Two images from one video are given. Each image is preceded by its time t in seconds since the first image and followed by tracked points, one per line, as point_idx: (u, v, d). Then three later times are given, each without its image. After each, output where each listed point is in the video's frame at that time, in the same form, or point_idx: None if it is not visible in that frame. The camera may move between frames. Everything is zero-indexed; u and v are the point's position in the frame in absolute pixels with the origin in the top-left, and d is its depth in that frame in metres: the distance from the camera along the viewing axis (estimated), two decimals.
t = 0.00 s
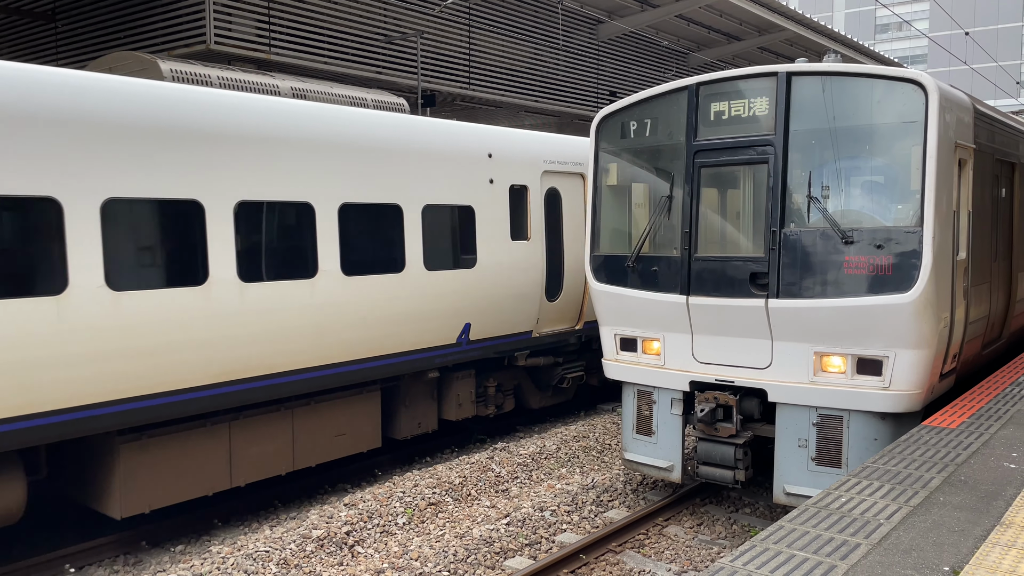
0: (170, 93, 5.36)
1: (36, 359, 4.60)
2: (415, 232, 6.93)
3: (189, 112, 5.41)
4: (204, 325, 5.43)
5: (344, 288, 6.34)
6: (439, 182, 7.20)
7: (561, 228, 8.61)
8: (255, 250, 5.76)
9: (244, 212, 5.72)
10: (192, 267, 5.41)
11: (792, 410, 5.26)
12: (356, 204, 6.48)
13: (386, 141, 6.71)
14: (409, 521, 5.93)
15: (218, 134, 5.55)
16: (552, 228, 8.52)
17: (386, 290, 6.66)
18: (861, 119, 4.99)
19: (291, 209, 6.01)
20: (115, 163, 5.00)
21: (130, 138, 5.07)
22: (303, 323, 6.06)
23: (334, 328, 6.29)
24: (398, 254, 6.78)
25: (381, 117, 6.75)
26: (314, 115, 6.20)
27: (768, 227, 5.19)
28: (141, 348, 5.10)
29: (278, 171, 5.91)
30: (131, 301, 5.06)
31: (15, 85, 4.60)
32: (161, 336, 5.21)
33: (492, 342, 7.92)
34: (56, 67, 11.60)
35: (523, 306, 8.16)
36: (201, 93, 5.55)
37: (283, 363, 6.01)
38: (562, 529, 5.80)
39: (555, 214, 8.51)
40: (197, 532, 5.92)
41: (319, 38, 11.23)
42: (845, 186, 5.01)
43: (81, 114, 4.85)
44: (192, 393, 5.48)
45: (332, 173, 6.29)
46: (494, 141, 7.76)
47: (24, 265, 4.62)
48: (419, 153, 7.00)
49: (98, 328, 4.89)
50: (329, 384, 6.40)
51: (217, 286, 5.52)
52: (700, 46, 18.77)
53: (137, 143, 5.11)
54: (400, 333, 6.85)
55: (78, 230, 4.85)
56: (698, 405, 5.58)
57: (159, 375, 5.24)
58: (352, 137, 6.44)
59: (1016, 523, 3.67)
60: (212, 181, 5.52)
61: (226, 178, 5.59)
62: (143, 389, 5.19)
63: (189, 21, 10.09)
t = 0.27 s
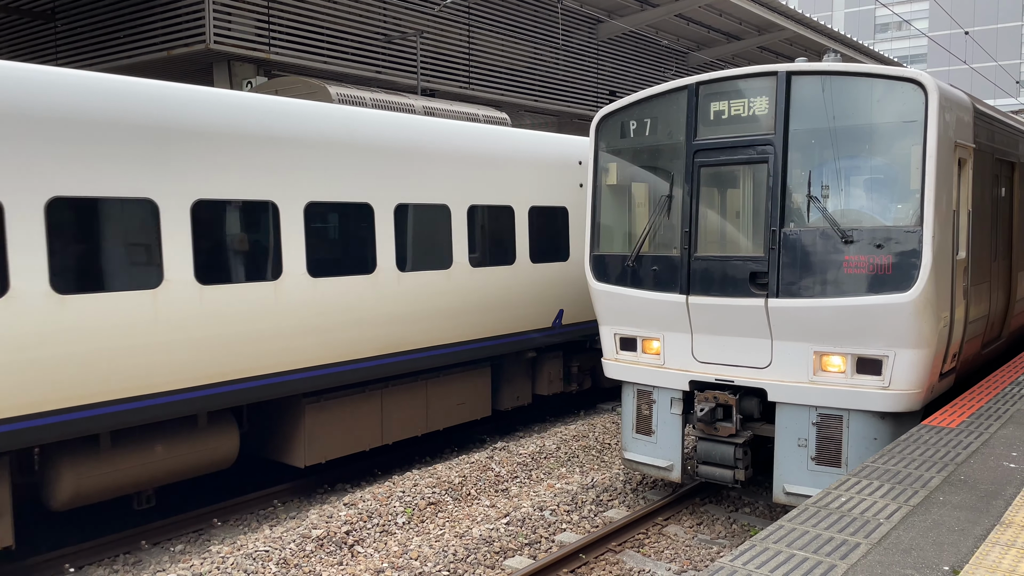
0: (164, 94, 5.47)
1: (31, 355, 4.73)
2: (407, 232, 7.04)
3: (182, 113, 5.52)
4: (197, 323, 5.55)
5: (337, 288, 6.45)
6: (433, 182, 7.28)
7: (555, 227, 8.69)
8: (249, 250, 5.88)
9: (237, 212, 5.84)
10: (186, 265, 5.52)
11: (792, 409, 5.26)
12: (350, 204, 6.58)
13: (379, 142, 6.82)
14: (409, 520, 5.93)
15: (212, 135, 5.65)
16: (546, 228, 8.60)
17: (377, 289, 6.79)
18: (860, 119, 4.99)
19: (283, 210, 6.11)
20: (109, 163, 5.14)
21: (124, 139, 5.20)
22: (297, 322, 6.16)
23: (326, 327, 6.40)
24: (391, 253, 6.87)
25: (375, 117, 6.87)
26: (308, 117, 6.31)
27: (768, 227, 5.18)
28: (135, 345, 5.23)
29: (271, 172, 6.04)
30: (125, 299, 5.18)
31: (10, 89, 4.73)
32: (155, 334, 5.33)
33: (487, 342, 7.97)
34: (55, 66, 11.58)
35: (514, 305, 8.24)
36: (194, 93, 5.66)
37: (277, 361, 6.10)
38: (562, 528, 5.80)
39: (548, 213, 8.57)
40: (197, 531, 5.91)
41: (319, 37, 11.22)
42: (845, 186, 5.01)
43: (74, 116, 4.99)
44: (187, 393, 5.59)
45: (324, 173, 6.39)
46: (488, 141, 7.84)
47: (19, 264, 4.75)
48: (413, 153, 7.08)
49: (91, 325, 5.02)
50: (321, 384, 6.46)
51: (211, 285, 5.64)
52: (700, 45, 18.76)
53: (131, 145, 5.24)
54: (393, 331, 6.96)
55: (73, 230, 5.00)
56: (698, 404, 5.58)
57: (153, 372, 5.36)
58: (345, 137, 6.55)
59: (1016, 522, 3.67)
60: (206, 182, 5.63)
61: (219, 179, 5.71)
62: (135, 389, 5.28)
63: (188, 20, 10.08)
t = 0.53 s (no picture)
0: (162, 94, 5.50)
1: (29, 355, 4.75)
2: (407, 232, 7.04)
3: (180, 113, 5.54)
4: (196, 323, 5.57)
5: (336, 287, 6.46)
6: (433, 181, 7.28)
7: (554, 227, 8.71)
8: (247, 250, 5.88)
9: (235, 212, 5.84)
10: (183, 265, 5.54)
11: (792, 409, 5.26)
12: (349, 203, 6.59)
13: (379, 142, 6.81)
14: (408, 520, 5.93)
15: (210, 135, 5.67)
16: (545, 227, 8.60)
17: (377, 288, 6.78)
18: (860, 118, 4.98)
19: (282, 210, 6.11)
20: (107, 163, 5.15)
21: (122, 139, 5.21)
22: (295, 321, 6.17)
23: (326, 326, 6.40)
24: (389, 252, 6.88)
25: (374, 117, 6.85)
26: (307, 117, 6.30)
27: (768, 227, 5.18)
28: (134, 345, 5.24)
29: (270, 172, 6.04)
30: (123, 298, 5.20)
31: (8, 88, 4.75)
32: (153, 334, 5.34)
33: (486, 341, 7.96)
34: (54, 66, 11.58)
35: (515, 304, 8.23)
36: (193, 92, 5.68)
37: (276, 361, 6.10)
38: (562, 528, 5.81)
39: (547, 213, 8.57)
40: (197, 531, 5.91)
41: (318, 37, 11.22)
42: (845, 186, 5.01)
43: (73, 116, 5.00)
44: (185, 393, 5.57)
45: (323, 173, 6.39)
46: (487, 141, 7.84)
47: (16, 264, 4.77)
48: (411, 153, 7.08)
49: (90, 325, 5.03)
50: (319, 384, 6.45)
51: (209, 285, 5.65)
52: (700, 45, 18.76)
53: (128, 144, 5.25)
54: (393, 331, 6.95)
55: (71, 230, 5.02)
56: (698, 404, 5.58)
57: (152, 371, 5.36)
58: (344, 137, 6.54)
59: (1016, 521, 3.67)
60: (204, 181, 5.64)
61: (218, 179, 5.72)
62: (135, 389, 5.28)
63: (188, 20, 10.07)
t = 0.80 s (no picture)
0: (161, 94, 5.49)
1: (29, 355, 4.74)
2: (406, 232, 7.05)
3: (180, 113, 5.54)
4: (195, 323, 5.56)
5: (336, 287, 6.46)
6: (432, 181, 7.29)
7: (553, 227, 8.72)
8: (246, 250, 5.89)
9: (235, 212, 5.84)
10: (183, 265, 5.54)
11: (791, 409, 5.27)
12: (348, 203, 6.59)
13: (379, 142, 6.81)
14: (408, 520, 5.93)
15: (210, 135, 5.67)
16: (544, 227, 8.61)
17: (376, 288, 6.79)
18: (860, 118, 4.99)
19: (282, 209, 6.12)
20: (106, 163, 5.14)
21: (122, 139, 5.21)
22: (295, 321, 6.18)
23: (326, 326, 6.41)
24: (388, 252, 6.89)
25: (373, 118, 6.85)
26: (306, 117, 6.30)
27: (767, 227, 5.19)
28: (133, 345, 5.23)
29: (269, 172, 6.04)
30: (123, 298, 5.19)
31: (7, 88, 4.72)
32: (152, 334, 5.34)
33: (485, 341, 7.97)
34: (55, 65, 11.58)
35: (513, 304, 8.23)
36: (191, 93, 5.68)
37: (276, 361, 6.10)
38: (562, 528, 5.81)
39: (546, 213, 8.58)
40: (197, 530, 5.91)
41: (318, 37, 11.22)
42: (844, 186, 5.01)
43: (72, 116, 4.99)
44: (183, 393, 5.58)
45: (323, 173, 6.39)
46: (486, 141, 7.85)
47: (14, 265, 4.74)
48: (411, 153, 7.09)
49: (90, 326, 5.02)
50: (319, 384, 6.44)
51: (209, 285, 5.65)
52: (699, 45, 18.76)
53: (128, 144, 5.24)
54: (392, 331, 6.95)
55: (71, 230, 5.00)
56: (698, 403, 5.58)
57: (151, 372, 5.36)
58: (343, 137, 6.54)
59: (1016, 521, 3.67)
60: (204, 182, 5.65)
61: (217, 179, 5.72)
62: (133, 389, 5.28)
63: (188, 20, 10.07)
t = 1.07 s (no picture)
0: (161, 94, 5.49)
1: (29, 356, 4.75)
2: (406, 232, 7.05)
3: (180, 113, 5.54)
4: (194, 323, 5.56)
5: (336, 287, 6.46)
6: (432, 181, 7.29)
7: (553, 227, 8.72)
8: (246, 250, 5.88)
9: (235, 212, 5.84)
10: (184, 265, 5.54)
11: (791, 409, 5.27)
12: (347, 203, 6.59)
13: (378, 142, 6.81)
14: (408, 520, 5.94)
15: (210, 136, 5.66)
16: (544, 227, 8.61)
17: (376, 288, 6.78)
18: (859, 118, 4.99)
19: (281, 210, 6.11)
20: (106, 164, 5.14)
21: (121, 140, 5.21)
22: (295, 321, 6.17)
23: (325, 326, 6.41)
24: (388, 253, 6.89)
25: (372, 118, 6.85)
26: (306, 117, 6.30)
27: (767, 227, 5.19)
28: (133, 346, 5.23)
29: (269, 172, 6.04)
30: (122, 299, 5.19)
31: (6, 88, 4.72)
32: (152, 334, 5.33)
33: (485, 340, 7.96)
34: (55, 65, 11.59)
35: (513, 305, 8.24)
36: (192, 93, 5.68)
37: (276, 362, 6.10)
38: (562, 528, 5.81)
39: (546, 213, 8.58)
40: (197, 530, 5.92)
41: (318, 37, 11.22)
42: (844, 186, 5.01)
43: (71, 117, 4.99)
44: (182, 393, 5.59)
45: (323, 173, 6.39)
46: (486, 141, 7.85)
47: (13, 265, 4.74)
48: (410, 153, 7.09)
49: (89, 326, 5.03)
50: (318, 384, 6.44)
51: (209, 285, 5.65)
52: (699, 45, 18.76)
53: (127, 145, 5.24)
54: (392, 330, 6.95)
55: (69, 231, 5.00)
56: (697, 403, 5.58)
57: (151, 372, 5.37)
58: (343, 137, 6.53)
59: (1015, 521, 3.68)
60: (204, 182, 5.64)
61: (217, 179, 5.72)
62: (132, 389, 5.28)
63: (188, 20, 10.07)
